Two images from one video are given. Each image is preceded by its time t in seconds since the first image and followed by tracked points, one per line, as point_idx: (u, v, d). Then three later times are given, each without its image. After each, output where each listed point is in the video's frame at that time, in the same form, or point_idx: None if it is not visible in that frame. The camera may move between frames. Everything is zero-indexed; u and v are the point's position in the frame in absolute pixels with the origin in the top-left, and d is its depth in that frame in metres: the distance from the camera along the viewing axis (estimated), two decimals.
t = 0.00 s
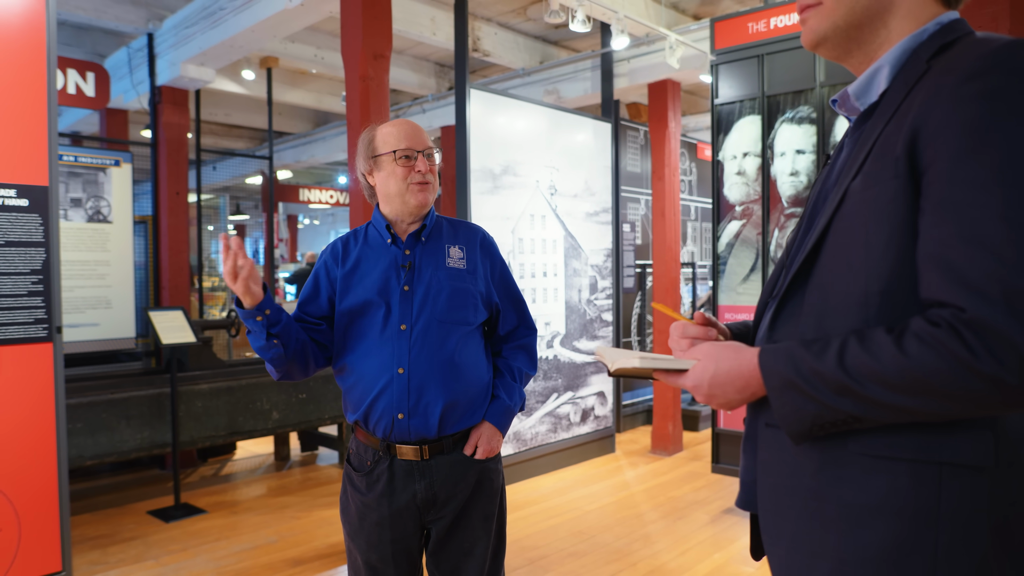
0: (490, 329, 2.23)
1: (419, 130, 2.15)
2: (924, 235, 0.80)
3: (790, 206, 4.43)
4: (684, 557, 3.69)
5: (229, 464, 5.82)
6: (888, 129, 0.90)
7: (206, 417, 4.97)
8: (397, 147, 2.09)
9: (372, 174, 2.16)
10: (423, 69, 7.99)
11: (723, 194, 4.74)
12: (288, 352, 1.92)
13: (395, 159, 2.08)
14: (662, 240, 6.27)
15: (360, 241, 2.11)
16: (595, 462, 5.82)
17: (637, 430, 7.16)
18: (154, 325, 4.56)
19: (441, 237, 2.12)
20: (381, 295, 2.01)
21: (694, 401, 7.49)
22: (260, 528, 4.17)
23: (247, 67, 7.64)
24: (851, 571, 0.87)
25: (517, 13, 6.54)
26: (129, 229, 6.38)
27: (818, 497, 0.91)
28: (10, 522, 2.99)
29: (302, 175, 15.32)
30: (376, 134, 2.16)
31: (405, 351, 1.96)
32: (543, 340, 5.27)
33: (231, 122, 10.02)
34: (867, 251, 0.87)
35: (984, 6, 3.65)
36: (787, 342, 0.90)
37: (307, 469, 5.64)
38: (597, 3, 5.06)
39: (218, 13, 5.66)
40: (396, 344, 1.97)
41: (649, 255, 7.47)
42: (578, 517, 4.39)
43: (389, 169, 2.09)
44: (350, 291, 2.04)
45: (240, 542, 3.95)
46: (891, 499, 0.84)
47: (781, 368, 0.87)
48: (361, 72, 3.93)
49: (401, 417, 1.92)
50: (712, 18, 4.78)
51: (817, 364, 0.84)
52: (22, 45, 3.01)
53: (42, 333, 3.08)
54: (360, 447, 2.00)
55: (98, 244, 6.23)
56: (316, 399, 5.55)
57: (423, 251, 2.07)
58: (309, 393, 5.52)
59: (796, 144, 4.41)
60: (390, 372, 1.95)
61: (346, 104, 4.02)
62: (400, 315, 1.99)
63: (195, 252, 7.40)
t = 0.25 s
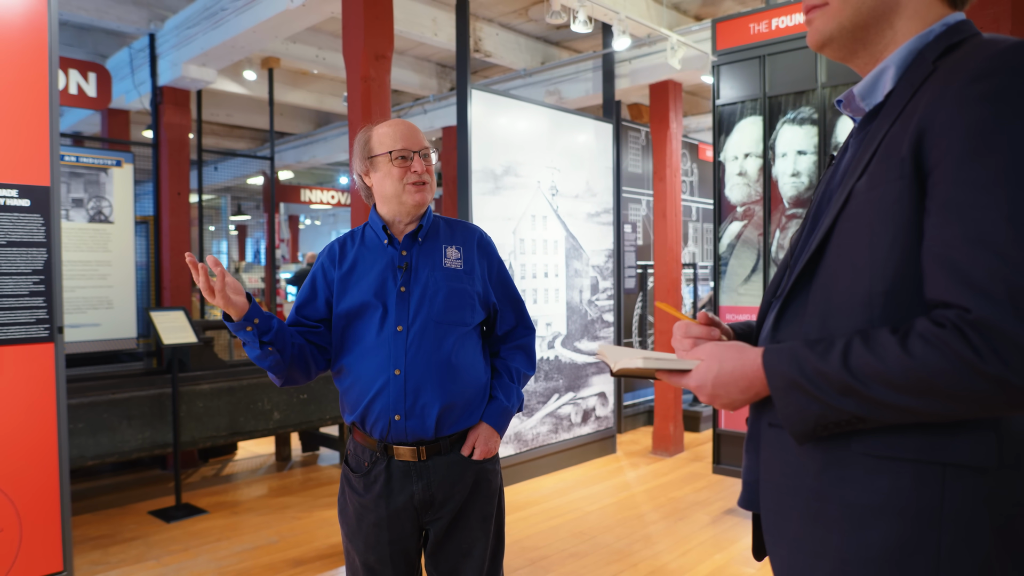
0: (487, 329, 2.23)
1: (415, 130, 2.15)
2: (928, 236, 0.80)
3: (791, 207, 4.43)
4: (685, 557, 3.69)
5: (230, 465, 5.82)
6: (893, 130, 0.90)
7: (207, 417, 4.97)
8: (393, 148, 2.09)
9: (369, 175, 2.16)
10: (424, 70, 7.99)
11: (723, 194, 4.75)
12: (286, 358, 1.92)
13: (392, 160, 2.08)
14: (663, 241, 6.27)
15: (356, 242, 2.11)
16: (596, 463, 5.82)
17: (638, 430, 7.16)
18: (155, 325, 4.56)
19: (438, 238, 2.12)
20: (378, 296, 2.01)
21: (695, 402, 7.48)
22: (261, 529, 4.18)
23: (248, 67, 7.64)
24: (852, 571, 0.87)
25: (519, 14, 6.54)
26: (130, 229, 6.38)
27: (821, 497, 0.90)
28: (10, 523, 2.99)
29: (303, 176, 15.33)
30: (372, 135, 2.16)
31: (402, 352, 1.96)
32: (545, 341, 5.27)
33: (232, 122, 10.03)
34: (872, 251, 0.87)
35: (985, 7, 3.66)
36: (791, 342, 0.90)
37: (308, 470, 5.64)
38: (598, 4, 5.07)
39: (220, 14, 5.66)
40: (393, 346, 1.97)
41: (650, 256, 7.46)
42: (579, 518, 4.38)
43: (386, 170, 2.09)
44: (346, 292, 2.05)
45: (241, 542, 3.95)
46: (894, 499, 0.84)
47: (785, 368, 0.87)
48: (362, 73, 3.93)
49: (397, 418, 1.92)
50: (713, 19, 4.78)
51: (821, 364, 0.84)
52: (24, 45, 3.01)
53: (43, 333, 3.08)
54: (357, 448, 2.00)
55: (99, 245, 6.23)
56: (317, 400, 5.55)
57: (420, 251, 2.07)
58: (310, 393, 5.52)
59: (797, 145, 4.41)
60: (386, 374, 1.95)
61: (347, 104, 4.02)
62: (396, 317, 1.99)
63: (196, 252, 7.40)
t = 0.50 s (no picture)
0: (485, 330, 2.23)
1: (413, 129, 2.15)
2: (932, 235, 0.80)
3: (791, 208, 4.43)
4: (685, 558, 3.69)
5: (230, 465, 5.82)
6: (897, 129, 0.90)
7: (207, 418, 4.97)
8: (392, 148, 2.09)
9: (367, 175, 2.16)
10: (424, 70, 7.99)
11: (724, 195, 4.75)
12: (286, 355, 1.91)
13: (391, 160, 2.08)
14: (663, 241, 6.27)
15: (353, 241, 2.10)
16: (596, 463, 5.82)
17: (638, 431, 7.16)
18: (155, 325, 4.56)
19: (436, 239, 2.12)
20: (376, 296, 2.01)
21: (695, 402, 7.49)
22: (261, 529, 4.17)
23: (249, 68, 7.64)
24: (857, 571, 0.87)
25: (519, 14, 6.54)
26: (130, 229, 6.38)
27: (825, 497, 0.90)
28: (10, 523, 2.99)
29: (303, 176, 15.33)
30: (371, 134, 2.16)
31: (399, 352, 1.96)
32: (545, 341, 5.27)
33: (232, 122, 10.02)
34: (876, 251, 0.87)
35: (985, 8, 3.67)
36: (796, 342, 0.90)
37: (308, 470, 5.64)
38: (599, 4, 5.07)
39: (220, 14, 5.66)
40: (390, 345, 1.97)
41: (650, 256, 7.46)
42: (580, 518, 4.38)
43: (384, 170, 2.09)
44: (343, 291, 2.04)
45: (241, 542, 3.94)
46: (898, 500, 0.84)
47: (790, 368, 0.86)
48: (363, 73, 3.93)
49: (395, 418, 1.92)
50: (714, 20, 4.78)
51: (826, 364, 0.84)
52: (24, 45, 3.01)
53: (44, 334, 3.08)
54: (354, 448, 2.00)
55: (99, 245, 6.23)
56: (317, 400, 5.55)
57: (418, 252, 2.07)
58: (310, 394, 5.52)
59: (797, 145, 4.41)
60: (383, 373, 1.95)
61: (347, 105, 4.02)
62: (394, 316, 1.99)
63: (197, 253, 7.40)
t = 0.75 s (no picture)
0: (483, 330, 2.22)
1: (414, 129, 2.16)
2: (931, 236, 0.80)
3: (792, 208, 4.43)
4: (686, 558, 3.69)
5: (231, 465, 5.82)
6: (897, 130, 0.90)
7: (208, 418, 4.97)
8: (393, 149, 2.09)
9: (368, 175, 2.15)
10: (425, 70, 8.00)
11: (725, 195, 4.75)
12: (285, 356, 1.91)
13: (392, 161, 2.08)
14: (664, 242, 6.27)
15: (352, 240, 2.10)
16: (597, 463, 5.82)
17: (639, 432, 7.16)
18: (156, 325, 4.56)
19: (435, 239, 2.12)
20: (376, 296, 2.01)
21: (696, 403, 7.49)
22: (262, 529, 4.17)
23: (250, 68, 7.64)
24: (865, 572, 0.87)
25: (520, 15, 6.55)
26: (131, 229, 6.38)
27: (833, 498, 0.90)
28: (11, 523, 2.99)
29: (304, 176, 15.33)
30: (371, 135, 2.16)
31: (399, 351, 1.96)
32: (546, 342, 5.27)
33: (233, 122, 10.02)
34: (878, 253, 0.87)
35: (987, 9, 3.67)
36: (800, 346, 0.90)
37: (309, 470, 5.64)
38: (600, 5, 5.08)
39: (221, 14, 5.67)
40: (389, 345, 1.97)
41: (651, 257, 7.46)
42: (580, 518, 4.38)
43: (385, 171, 2.09)
44: (343, 291, 2.04)
45: (242, 542, 3.94)
46: (906, 501, 0.84)
47: (794, 371, 0.86)
48: (364, 73, 3.93)
49: (395, 417, 1.92)
50: (715, 20, 4.78)
51: (829, 366, 0.84)
52: (26, 45, 3.01)
53: (45, 333, 3.08)
54: (352, 449, 2.00)
55: (100, 245, 6.24)
56: (317, 400, 5.55)
57: (418, 253, 2.07)
58: (310, 394, 5.52)
59: (798, 146, 4.41)
60: (383, 373, 1.95)
61: (349, 105, 4.02)
62: (394, 316, 1.99)
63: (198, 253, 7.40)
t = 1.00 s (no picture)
0: (484, 331, 2.22)
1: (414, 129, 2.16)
2: (911, 237, 0.81)
3: (794, 209, 4.43)
4: (688, 560, 3.69)
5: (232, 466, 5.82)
6: (889, 133, 0.90)
7: (209, 418, 4.97)
8: (393, 150, 2.09)
9: (368, 177, 2.16)
10: (427, 72, 8.00)
11: (727, 197, 4.74)
12: (283, 357, 1.92)
13: (392, 161, 2.08)
14: (665, 243, 6.27)
15: (353, 241, 2.10)
16: (598, 465, 5.82)
17: (640, 433, 7.15)
18: (158, 326, 4.56)
19: (435, 241, 2.12)
20: (376, 298, 2.01)
21: (697, 404, 7.48)
22: (263, 530, 4.17)
23: (251, 69, 7.64)
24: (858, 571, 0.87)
25: (522, 16, 6.55)
26: (133, 230, 6.39)
27: (828, 497, 0.91)
28: (13, 524, 2.99)
29: (305, 177, 15.33)
30: (371, 136, 2.16)
31: (399, 353, 1.96)
32: (547, 343, 5.27)
33: (235, 123, 10.03)
34: (867, 254, 0.88)
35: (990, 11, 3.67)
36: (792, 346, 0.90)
37: (310, 471, 5.64)
38: (602, 6, 5.08)
39: (223, 15, 5.67)
40: (390, 346, 1.97)
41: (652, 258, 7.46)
42: (582, 520, 4.38)
43: (385, 172, 2.09)
44: (343, 293, 2.04)
45: (244, 544, 3.94)
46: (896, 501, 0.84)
47: (783, 370, 0.87)
48: (366, 75, 3.93)
49: (395, 419, 1.92)
50: (717, 22, 4.79)
51: (813, 366, 0.85)
52: (28, 45, 3.02)
53: (47, 334, 3.08)
54: (352, 449, 2.00)
55: (102, 246, 6.24)
56: (319, 401, 5.55)
57: (418, 254, 2.07)
58: (312, 395, 5.52)
59: (800, 147, 4.41)
60: (383, 375, 1.95)
61: (351, 106, 4.03)
62: (394, 317, 1.99)
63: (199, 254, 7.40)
